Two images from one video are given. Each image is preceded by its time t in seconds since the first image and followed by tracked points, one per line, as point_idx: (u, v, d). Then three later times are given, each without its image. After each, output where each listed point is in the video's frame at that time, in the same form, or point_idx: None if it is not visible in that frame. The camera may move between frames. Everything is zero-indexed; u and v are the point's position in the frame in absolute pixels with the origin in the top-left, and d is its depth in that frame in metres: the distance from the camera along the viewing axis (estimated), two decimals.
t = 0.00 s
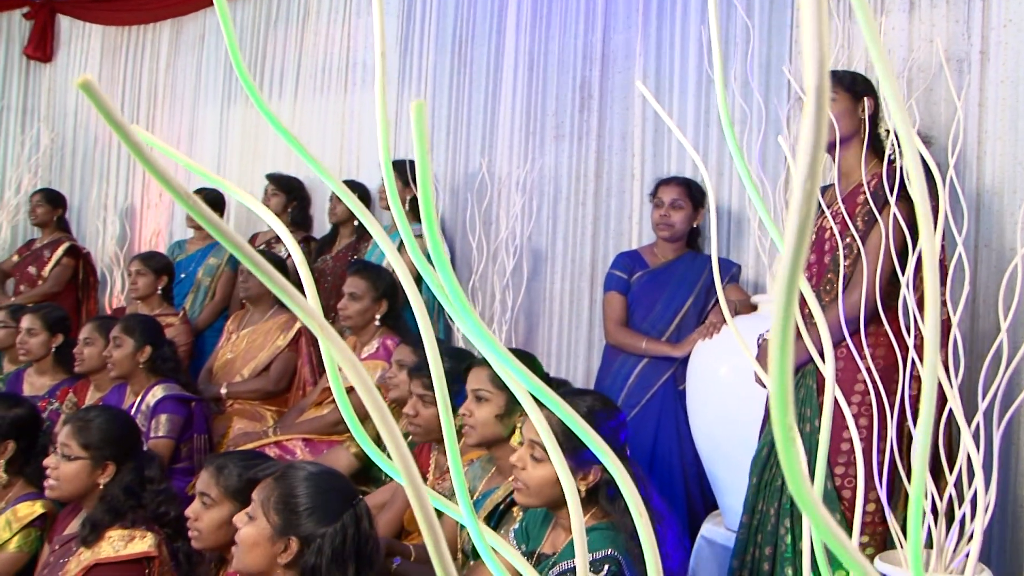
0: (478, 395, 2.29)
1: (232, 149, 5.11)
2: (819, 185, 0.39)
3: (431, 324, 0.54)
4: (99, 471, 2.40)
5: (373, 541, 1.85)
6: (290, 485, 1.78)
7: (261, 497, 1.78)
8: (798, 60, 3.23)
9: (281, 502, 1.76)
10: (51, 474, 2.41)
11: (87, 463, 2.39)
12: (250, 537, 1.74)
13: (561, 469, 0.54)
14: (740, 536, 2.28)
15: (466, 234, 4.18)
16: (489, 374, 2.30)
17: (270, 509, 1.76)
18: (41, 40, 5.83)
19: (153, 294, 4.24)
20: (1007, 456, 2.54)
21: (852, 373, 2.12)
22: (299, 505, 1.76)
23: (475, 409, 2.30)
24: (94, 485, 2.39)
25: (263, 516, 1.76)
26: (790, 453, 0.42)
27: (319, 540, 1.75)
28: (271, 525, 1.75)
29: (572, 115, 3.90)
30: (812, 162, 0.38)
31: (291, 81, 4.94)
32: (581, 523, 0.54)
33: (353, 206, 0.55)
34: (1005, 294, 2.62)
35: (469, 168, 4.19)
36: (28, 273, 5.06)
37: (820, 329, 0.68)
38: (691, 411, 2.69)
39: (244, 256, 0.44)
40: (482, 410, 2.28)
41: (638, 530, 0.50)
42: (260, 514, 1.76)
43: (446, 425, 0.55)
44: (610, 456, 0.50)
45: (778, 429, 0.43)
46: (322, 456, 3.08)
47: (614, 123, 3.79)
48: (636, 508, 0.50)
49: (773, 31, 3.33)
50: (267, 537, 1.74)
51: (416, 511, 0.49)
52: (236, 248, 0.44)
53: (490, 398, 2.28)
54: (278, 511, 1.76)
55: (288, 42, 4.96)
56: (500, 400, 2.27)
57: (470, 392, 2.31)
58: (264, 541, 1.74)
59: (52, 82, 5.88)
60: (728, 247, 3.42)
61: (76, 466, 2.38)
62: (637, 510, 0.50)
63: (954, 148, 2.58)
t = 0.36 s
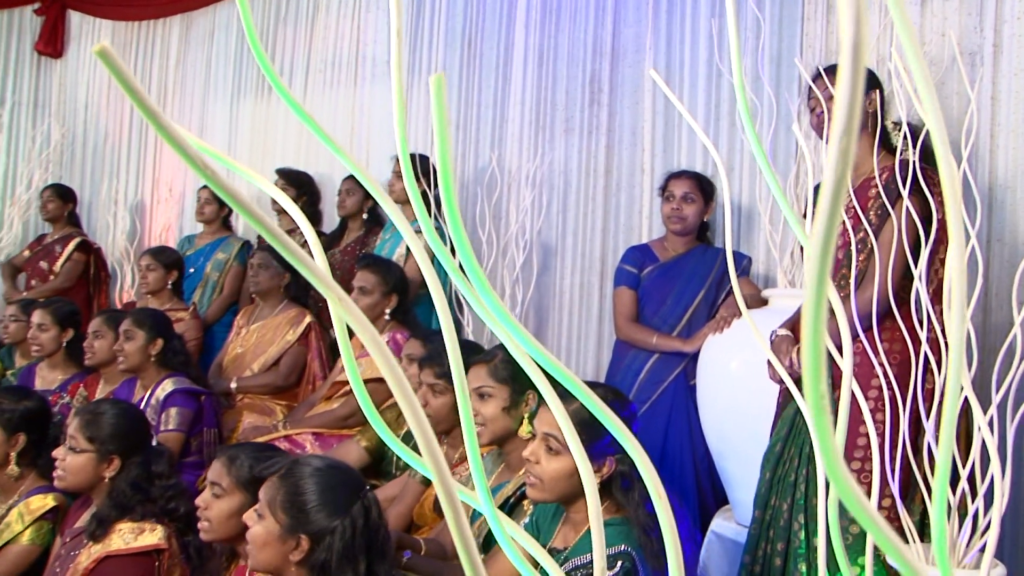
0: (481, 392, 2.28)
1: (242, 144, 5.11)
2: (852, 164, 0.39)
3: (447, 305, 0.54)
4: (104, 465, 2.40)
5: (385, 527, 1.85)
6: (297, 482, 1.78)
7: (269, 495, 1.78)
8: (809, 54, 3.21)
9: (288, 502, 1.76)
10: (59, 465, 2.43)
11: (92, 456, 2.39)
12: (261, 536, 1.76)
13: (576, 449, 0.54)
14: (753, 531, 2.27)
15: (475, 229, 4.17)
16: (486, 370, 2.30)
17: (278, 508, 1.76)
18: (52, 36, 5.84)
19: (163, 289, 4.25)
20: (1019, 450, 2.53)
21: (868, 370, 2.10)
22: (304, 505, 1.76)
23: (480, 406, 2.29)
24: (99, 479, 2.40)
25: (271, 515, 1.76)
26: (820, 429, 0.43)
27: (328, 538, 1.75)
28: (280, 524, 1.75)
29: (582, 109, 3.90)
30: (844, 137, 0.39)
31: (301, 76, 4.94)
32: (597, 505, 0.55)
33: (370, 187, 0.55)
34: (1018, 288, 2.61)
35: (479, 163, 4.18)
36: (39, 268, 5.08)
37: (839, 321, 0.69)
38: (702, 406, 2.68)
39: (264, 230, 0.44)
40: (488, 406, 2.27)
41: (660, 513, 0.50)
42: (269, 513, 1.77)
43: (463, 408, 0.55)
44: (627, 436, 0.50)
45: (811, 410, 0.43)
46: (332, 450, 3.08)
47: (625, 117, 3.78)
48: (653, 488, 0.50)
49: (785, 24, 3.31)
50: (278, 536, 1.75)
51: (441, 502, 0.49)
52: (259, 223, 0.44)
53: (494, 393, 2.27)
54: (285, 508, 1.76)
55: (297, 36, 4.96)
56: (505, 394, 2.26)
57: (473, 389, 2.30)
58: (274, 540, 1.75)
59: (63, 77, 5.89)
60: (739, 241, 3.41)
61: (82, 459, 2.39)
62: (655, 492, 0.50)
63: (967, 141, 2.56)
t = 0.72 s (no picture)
0: (490, 384, 2.27)
1: (250, 139, 5.12)
2: (870, 151, 0.39)
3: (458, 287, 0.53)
4: (117, 458, 2.41)
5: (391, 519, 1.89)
6: (315, 479, 1.77)
7: (285, 490, 1.76)
8: (818, 47, 3.19)
9: (308, 496, 1.75)
10: (71, 459, 2.43)
11: (106, 450, 2.40)
12: (279, 533, 1.73)
13: (589, 434, 0.54)
14: (761, 525, 2.27)
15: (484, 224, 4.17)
16: (497, 362, 2.29)
17: (298, 502, 1.75)
18: (62, 32, 5.85)
19: (172, 284, 4.26)
20: None
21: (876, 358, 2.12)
22: (329, 501, 1.76)
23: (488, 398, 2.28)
24: (112, 473, 2.41)
25: (291, 509, 1.75)
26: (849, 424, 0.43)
27: (354, 532, 1.77)
28: (302, 518, 1.74)
29: (591, 104, 3.89)
30: (862, 133, 0.39)
31: (310, 71, 4.94)
32: (610, 491, 0.54)
33: (381, 167, 0.55)
34: None
35: (488, 157, 4.17)
36: (49, 263, 5.10)
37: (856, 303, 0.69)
38: (710, 401, 2.68)
39: (277, 203, 0.44)
40: (495, 398, 2.27)
41: (674, 495, 0.50)
42: (287, 508, 1.75)
43: (475, 392, 0.55)
44: (641, 417, 0.49)
45: (837, 397, 0.43)
46: (340, 445, 3.09)
47: (633, 112, 3.78)
48: (668, 471, 0.50)
49: (794, 17, 3.30)
50: (298, 531, 1.73)
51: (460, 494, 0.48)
52: (272, 197, 0.43)
53: (501, 385, 2.27)
54: (309, 503, 1.75)
55: (306, 32, 4.96)
56: (513, 387, 2.25)
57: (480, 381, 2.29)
58: (295, 535, 1.73)
59: (73, 73, 5.91)
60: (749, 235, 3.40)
61: (95, 453, 2.40)
62: (670, 474, 0.49)
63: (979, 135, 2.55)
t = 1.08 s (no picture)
0: (514, 373, 2.27)
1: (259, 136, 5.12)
2: (896, 108, 0.38)
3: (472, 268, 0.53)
4: (127, 453, 2.42)
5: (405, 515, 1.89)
6: (340, 474, 1.77)
7: (309, 481, 1.76)
8: (829, 42, 3.18)
9: (331, 484, 1.76)
10: (82, 453, 2.43)
11: (116, 445, 2.41)
12: (298, 523, 1.74)
13: (603, 418, 0.53)
14: (762, 519, 2.26)
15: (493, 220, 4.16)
16: (525, 353, 2.28)
17: (320, 493, 1.75)
18: (73, 29, 5.88)
19: (182, 280, 4.27)
20: None
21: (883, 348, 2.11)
22: (350, 494, 1.76)
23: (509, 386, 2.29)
24: (123, 468, 2.42)
25: (312, 500, 1.75)
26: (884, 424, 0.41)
27: (371, 527, 1.78)
28: (322, 510, 1.75)
29: (601, 99, 3.89)
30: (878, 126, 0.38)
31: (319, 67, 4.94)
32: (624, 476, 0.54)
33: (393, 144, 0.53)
34: None
35: (497, 153, 4.17)
36: (59, 259, 5.12)
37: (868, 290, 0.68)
38: (720, 396, 2.67)
39: (293, 176, 0.43)
40: (516, 389, 2.27)
41: (690, 478, 0.49)
42: (309, 499, 1.75)
43: (490, 378, 0.54)
44: (656, 399, 0.49)
45: (863, 390, 0.41)
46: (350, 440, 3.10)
47: (643, 107, 3.78)
48: (684, 453, 0.49)
49: (804, 12, 3.28)
50: (318, 523, 1.74)
51: (485, 495, 0.47)
52: (288, 169, 0.43)
53: (525, 377, 2.27)
54: (331, 495, 1.75)
55: (315, 28, 4.96)
56: (536, 381, 2.26)
57: (505, 368, 2.30)
58: (314, 526, 1.74)
59: (83, 70, 5.92)
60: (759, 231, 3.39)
61: (106, 448, 2.40)
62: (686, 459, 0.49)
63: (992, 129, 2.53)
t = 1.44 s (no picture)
0: (528, 374, 2.28)
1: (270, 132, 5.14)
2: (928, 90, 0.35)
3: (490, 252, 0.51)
4: (140, 447, 2.43)
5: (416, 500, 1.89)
6: (344, 460, 1.78)
7: (318, 471, 1.77)
8: (841, 36, 3.17)
9: (337, 474, 1.77)
10: (95, 448, 2.44)
11: (129, 439, 2.42)
12: (311, 515, 1.74)
13: (622, 406, 0.53)
14: (768, 515, 2.24)
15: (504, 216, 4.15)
16: (537, 354, 2.29)
17: (331, 482, 1.76)
18: (85, 26, 5.89)
19: (194, 275, 4.29)
20: None
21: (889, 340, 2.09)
22: (359, 477, 1.77)
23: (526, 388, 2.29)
24: (136, 461, 2.43)
25: (323, 490, 1.76)
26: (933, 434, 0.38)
27: (384, 508, 1.78)
28: (333, 498, 1.75)
29: (612, 95, 3.88)
30: (911, 126, 0.36)
31: (330, 63, 4.94)
32: (642, 463, 0.53)
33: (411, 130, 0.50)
34: None
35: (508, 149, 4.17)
36: (71, 256, 5.15)
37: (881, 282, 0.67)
38: (731, 392, 2.66)
39: (318, 150, 0.42)
40: (531, 390, 2.27)
41: (710, 463, 0.49)
42: (318, 489, 1.76)
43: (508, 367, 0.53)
44: (677, 383, 0.49)
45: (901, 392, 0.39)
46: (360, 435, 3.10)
47: (654, 103, 3.77)
48: (705, 437, 0.49)
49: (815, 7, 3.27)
50: (331, 511, 1.75)
51: (518, 499, 0.45)
52: (312, 143, 0.41)
53: (540, 378, 2.28)
54: (341, 482, 1.76)
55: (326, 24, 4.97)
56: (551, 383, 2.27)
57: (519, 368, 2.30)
58: (327, 515, 1.75)
59: (95, 67, 5.94)
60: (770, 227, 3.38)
61: (119, 442, 2.41)
62: (707, 443, 0.48)
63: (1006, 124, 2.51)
